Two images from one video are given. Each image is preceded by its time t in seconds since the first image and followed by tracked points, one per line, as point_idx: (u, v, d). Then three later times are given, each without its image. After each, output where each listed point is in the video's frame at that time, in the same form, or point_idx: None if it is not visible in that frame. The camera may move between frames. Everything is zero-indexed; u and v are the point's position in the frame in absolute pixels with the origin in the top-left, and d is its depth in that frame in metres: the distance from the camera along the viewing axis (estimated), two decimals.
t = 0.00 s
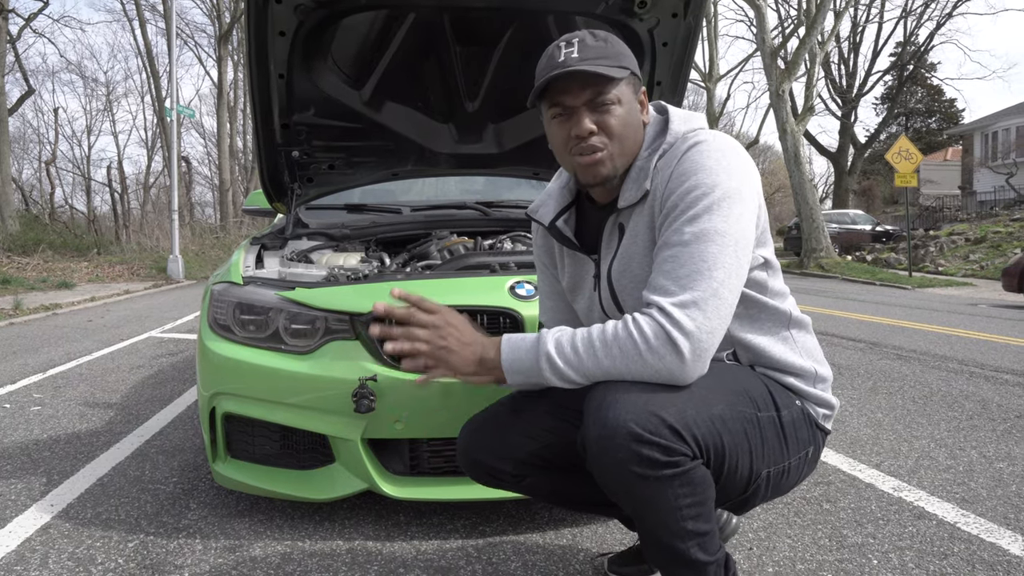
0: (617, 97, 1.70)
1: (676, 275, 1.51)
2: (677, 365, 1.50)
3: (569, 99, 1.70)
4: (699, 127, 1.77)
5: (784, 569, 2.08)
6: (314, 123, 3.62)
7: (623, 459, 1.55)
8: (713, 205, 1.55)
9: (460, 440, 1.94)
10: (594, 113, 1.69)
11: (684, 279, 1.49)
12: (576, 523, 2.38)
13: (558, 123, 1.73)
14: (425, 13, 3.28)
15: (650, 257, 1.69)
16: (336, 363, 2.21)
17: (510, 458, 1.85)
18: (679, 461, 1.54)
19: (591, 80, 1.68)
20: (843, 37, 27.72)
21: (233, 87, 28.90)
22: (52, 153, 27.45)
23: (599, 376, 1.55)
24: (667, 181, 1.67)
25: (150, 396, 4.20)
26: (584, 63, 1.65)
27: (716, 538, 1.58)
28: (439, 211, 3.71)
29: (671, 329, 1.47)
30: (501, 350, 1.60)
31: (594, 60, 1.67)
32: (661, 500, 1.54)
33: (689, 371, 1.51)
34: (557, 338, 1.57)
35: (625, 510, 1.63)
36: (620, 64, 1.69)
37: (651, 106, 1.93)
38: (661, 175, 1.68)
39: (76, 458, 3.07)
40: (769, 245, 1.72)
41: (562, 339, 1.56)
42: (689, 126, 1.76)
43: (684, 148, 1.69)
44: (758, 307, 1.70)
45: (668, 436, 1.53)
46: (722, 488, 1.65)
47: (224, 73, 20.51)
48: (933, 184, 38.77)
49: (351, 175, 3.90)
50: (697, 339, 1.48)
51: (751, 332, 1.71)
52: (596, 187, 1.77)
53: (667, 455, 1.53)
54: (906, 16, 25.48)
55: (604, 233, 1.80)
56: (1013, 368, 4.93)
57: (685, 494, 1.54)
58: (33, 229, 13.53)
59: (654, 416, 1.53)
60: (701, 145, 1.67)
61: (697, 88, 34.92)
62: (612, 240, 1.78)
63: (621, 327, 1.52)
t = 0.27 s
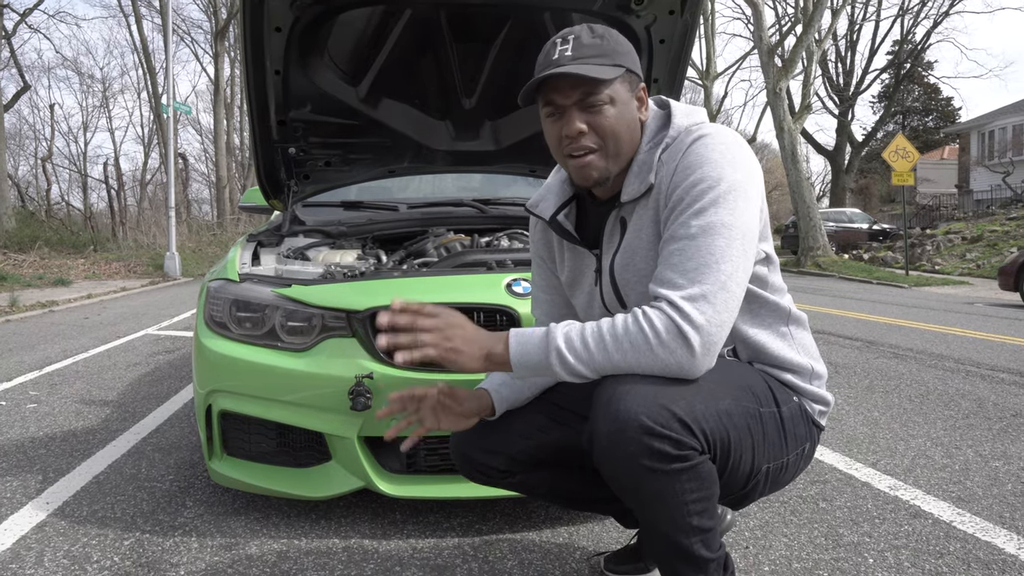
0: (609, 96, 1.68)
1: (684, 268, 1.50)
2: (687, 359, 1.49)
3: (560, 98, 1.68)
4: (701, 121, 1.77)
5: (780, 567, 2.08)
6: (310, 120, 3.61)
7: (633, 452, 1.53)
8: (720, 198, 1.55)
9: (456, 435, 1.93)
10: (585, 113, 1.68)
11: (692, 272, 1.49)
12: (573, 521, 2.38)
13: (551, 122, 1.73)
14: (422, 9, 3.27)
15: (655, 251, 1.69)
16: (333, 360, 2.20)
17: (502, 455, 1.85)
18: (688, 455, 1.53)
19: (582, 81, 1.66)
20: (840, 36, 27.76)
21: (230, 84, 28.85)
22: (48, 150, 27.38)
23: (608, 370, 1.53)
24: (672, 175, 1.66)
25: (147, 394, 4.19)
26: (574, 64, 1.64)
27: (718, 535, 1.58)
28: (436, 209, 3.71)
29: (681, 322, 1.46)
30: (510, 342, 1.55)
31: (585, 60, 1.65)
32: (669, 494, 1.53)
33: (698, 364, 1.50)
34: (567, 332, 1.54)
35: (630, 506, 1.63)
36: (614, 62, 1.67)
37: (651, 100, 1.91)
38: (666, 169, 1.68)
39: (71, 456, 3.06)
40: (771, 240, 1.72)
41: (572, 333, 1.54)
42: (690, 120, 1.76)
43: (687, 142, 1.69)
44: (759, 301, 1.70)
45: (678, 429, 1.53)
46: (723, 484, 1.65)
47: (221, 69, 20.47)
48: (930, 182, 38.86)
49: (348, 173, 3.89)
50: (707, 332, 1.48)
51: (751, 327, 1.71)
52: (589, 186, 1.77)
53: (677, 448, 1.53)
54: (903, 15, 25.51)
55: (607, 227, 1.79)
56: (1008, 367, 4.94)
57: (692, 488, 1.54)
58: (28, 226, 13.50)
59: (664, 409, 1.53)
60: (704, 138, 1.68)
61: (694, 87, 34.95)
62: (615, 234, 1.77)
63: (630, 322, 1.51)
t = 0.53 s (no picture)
0: (611, 103, 1.68)
1: (688, 268, 1.51)
2: (691, 357, 1.50)
3: (563, 103, 1.68)
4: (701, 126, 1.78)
5: (781, 571, 2.08)
6: (310, 123, 3.62)
7: (636, 449, 1.54)
8: (722, 200, 1.56)
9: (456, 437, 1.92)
10: (586, 118, 1.68)
11: (696, 272, 1.50)
12: (572, 524, 2.37)
13: (552, 125, 1.74)
14: (422, 13, 3.28)
15: (656, 253, 1.70)
16: (333, 364, 2.20)
17: (506, 466, 1.84)
18: (691, 453, 1.53)
19: (585, 86, 1.65)
20: (840, 40, 27.82)
21: (231, 87, 28.90)
22: (49, 153, 27.42)
23: (611, 369, 1.54)
24: (674, 178, 1.67)
25: (147, 396, 4.19)
26: (579, 69, 1.64)
27: (719, 535, 1.58)
28: (436, 212, 3.72)
29: (686, 321, 1.47)
30: (512, 351, 1.57)
31: (590, 66, 1.64)
32: (672, 491, 1.53)
33: (701, 363, 1.51)
34: (570, 331, 1.54)
35: (631, 504, 1.63)
36: (619, 69, 1.66)
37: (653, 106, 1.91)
38: (668, 173, 1.69)
39: (72, 458, 3.07)
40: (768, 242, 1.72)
41: (575, 332, 1.54)
42: (692, 126, 1.76)
43: (688, 146, 1.70)
44: (755, 303, 1.70)
45: (681, 427, 1.53)
46: (723, 484, 1.65)
47: (221, 73, 20.50)
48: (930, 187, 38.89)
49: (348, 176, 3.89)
50: (711, 331, 1.48)
51: (748, 328, 1.71)
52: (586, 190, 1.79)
53: (680, 446, 1.53)
54: (903, 19, 25.57)
55: (605, 231, 1.79)
56: (1009, 371, 4.94)
57: (694, 486, 1.54)
58: (29, 229, 13.52)
59: (667, 407, 1.53)
60: (705, 142, 1.69)
61: (694, 91, 35.02)
62: (613, 238, 1.78)
63: (634, 320, 1.51)
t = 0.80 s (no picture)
0: (596, 102, 1.69)
1: (679, 271, 1.51)
2: (685, 358, 1.50)
3: (549, 105, 1.70)
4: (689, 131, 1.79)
5: (781, 573, 2.08)
6: (311, 125, 3.62)
7: (630, 453, 1.54)
8: (709, 203, 1.56)
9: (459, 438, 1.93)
10: (572, 118, 1.70)
11: (687, 275, 1.50)
12: (572, 526, 2.38)
13: (540, 129, 1.75)
14: (423, 15, 3.28)
15: (648, 258, 1.70)
16: (334, 365, 2.21)
17: (510, 465, 1.84)
18: (685, 457, 1.53)
19: (570, 87, 1.68)
20: (841, 41, 27.80)
21: (232, 88, 28.93)
22: (50, 154, 27.44)
23: (606, 373, 1.54)
24: (660, 183, 1.67)
25: (148, 398, 4.19)
26: (564, 70, 1.66)
27: (716, 538, 1.58)
28: (436, 213, 3.73)
29: (678, 323, 1.47)
30: (507, 356, 1.59)
31: (574, 67, 1.67)
32: (666, 495, 1.54)
33: (695, 364, 1.51)
34: (563, 337, 1.55)
35: (627, 508, 1.63)
36: (602, 70, 1.68)
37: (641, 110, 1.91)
38: (655, 178, 1.68)
39: (72, 460, 3.07)
40: (762, 244, 1.72)
41: (567, 338, 1.55)
42: (680, 130, 1.76)
43: (674, 150, 1.70)
44: (753, 306, 1.71)
45: (675, 431, 1.53)
46: (721, 487, 1.65)
47: (222, 74, 20.51)
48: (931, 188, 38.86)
49: (349, 177, 3.90)
50: (704, 332, 1.48)
51: (747, 330, 1.71)
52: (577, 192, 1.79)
53: (674, 450, 1.53)
54: (904, 21, 25.55)
55: (598, 235, 1.80)
56: (1009, 372, 4.93)
57: (689, 490, 1.54)
58: (30, 230, 13.52)
59: (661, 411, 1.53)
60: (693, 146, 1.69)
61: (695, 92, 35.02)
62: (606, 243, 1.78)
63: (627, 324, 1.52)
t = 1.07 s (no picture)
0: (565, 118, 1.67)
1: (668, 277, 1.51)
2: (676, 364, 1.50)
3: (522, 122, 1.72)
4: (679, 136, 1.78)
5: (781, 574, 2.08)
6: (312, 126, 3.62)
7: (620, 457, 1.55)
8: (697, 208, 1.55)
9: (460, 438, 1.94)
10: (542, 136, 1.69)
11: (676, 280, 1.49)
12: (572, 527, 2.38)
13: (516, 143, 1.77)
14: (423, 16, 3.28)
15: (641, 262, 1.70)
16: (334, 366, 2.21)
17: (511, 462, 1.85)
18: (675, 461, 1.54)
19: (537, 105, 1.67)
20: (842, 42, 27.80)
21: (232, 88, 28.92)
22: (51, 154, 27.44)
23: (597, 376, 1.54)
24: (650, 188, 1.67)
25: (148, 398, 4.19)
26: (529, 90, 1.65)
27: (712, 540, 1.59)
28: (437, 214, 3.75)
29: (668, 328, 1.46)
30: (502, 350, 1.61)
31: (542, 85, 1.67)
32: (657, 499, 1.55)
33: (687, 368, 1.51)
34: (554, 341, 1.56)
35: (621, 510, 1.64)
36: (571, 87, 1.66)
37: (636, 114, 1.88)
38: (646, 182, 1.68)
39: (73, 460, 3.07)
40: (758, 248, 1.72)
41: (559, 342, 1.56)
42: (668, 135, 1.76)
43: (663, 155, 1.69)
44: (751, 310, 1.71)
45: (666, 435, 1.53)
46: (717, 490, 1.66)
47: (223, 75, 20.52)
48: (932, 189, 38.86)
49: (349, 178, 3.91)
50: (693, 337, 1.48)
51: (746, 334, 1.71)
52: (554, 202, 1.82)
53: (664, 454, 1.53)
54: (905, 21, 25.54)
55: (593, 241, 1.81)
56: (1010, 374, 4.93)
57: (681, 494, 1.55)
58: (30, 230, 13.51)
59: (651, 415, 1.53)
60: (682, 150, 1.68)
61: (696, 92, 35.01)
62: (602, 249, 1.79)
63: (618, 328, 1.52)
